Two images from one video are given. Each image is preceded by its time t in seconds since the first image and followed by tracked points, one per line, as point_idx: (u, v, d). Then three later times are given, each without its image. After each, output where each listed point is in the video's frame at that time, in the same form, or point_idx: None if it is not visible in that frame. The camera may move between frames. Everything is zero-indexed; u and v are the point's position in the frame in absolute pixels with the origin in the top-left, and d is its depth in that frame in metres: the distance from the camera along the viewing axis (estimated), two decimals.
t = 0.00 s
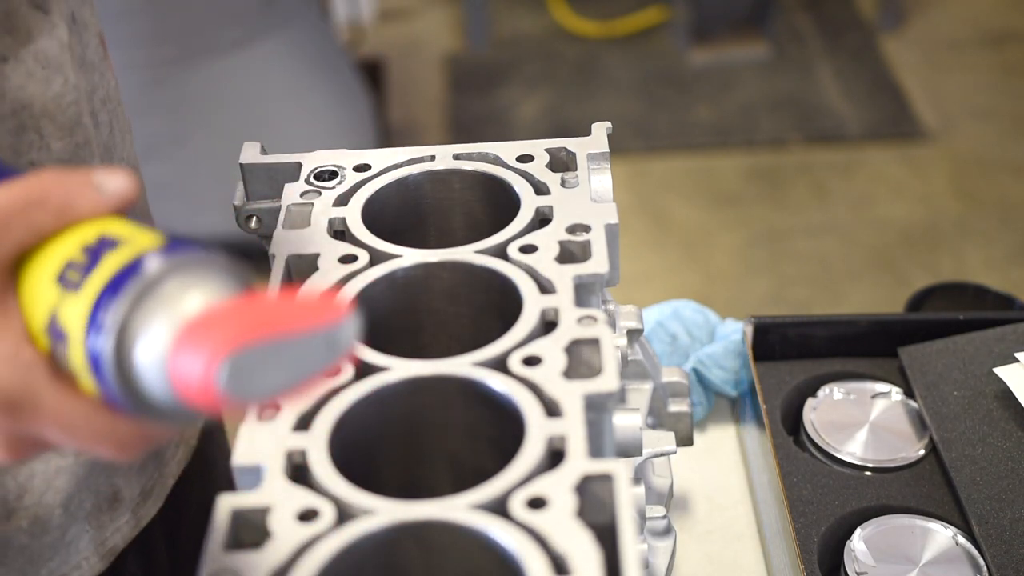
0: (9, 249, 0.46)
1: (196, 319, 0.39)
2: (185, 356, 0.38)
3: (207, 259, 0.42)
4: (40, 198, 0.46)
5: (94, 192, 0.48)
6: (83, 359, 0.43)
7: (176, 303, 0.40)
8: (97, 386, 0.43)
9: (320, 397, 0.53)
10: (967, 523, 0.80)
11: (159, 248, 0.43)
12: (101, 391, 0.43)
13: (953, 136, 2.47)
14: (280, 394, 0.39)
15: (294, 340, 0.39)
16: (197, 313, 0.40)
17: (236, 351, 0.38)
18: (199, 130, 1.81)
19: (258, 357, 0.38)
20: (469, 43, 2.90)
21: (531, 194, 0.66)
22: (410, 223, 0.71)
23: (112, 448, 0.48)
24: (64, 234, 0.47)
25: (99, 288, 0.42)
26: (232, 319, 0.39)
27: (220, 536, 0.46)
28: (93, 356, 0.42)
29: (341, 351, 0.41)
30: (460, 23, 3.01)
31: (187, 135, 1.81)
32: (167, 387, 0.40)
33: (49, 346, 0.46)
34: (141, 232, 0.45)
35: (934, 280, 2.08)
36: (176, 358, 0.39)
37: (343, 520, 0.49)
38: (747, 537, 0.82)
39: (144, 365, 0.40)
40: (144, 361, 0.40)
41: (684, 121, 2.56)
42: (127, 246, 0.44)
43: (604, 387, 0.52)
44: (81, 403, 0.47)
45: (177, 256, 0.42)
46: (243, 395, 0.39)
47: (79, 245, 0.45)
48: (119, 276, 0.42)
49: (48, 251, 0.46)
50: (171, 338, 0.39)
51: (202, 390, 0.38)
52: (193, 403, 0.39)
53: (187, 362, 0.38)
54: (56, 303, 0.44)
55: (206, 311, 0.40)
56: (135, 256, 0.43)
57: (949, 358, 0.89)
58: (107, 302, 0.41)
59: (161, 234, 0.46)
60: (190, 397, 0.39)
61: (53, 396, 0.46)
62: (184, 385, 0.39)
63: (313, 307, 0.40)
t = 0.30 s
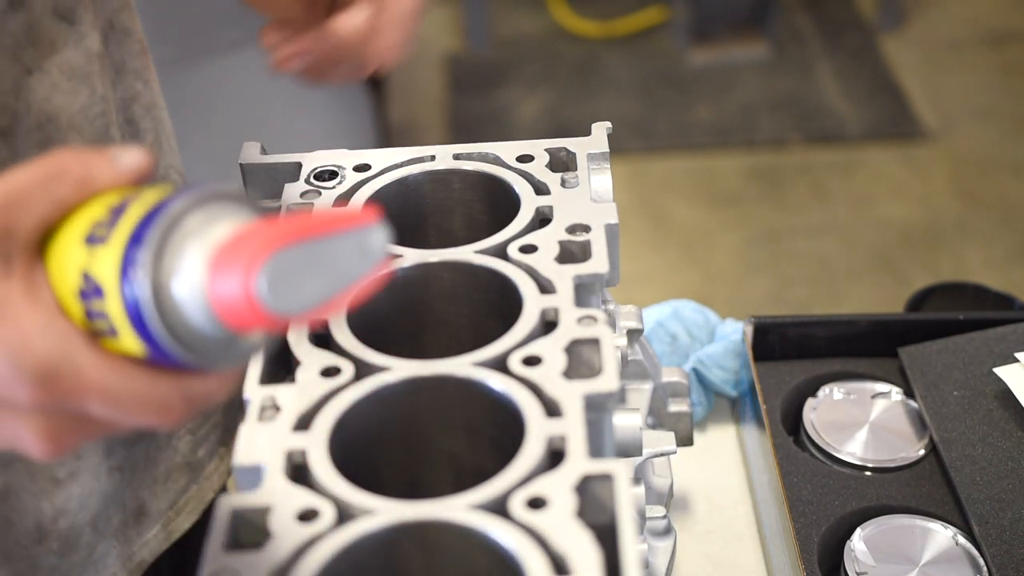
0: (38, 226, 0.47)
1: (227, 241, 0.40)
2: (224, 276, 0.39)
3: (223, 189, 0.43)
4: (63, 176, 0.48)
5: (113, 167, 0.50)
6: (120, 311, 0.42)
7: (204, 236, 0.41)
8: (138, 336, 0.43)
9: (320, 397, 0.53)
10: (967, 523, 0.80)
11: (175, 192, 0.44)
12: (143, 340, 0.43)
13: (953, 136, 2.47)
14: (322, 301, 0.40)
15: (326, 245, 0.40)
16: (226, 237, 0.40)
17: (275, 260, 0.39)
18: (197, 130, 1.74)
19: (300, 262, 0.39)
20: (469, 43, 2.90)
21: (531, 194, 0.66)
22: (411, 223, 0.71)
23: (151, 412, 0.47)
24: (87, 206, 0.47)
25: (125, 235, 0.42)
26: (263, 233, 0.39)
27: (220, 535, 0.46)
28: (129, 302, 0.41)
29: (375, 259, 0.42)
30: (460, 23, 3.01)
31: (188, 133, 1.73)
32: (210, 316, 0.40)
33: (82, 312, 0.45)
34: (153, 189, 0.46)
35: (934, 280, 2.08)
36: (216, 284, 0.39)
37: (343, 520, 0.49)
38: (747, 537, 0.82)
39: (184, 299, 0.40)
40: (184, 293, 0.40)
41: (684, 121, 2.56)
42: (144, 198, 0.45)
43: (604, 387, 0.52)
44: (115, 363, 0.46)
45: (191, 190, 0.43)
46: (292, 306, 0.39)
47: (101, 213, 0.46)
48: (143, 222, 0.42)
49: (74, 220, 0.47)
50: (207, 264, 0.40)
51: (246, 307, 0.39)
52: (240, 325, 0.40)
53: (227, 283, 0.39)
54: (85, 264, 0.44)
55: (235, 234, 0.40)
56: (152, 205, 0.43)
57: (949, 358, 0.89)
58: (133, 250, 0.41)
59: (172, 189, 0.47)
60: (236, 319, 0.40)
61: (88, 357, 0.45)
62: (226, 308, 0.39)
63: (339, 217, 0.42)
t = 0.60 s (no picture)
0: (57, 237, 0.45)
1: (259, 256, 0.40)
2: (258, 287, 0.38)
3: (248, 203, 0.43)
4: (85, 187, 0.47)
5: (133, 176, 0.48)
6: (146, 323, 0.42)
7: (236, 251, 0.41)
8: (166, 348, 0.42)
9: (320, 397, 0.53)
10: (967, 523, 0.80)
11: (200, 206, 0.44)
12: (171, 352, 0.42)
13: (953, 136, 2.46)
14: (353, 314, 0.40)
15: (359, 258, 0.40)
16: (256, 253, 0.40)
17: (308, 272, 0.38)
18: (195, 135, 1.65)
19: (333, 275, 0.39)
20: (469, 43, 2.90)
21: (531, 194, 0.66)
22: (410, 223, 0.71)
23: (172, 422, 0.46)
24: (108, 217, 0.46)
25: (152, 245, 0.42)
26: (297, 246, 0.39)
27: (221, 535, 0.46)
28: (157, 315, 0.41)
29: (408, 271, 0.42)
30: (460, 23, 3.01)
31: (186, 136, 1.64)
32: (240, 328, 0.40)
33: (104, 322, 0.44)
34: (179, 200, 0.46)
35: (934, 280, 2.08)
36: (248, 296, 0.39)
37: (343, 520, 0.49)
38: (747, 537, 0.82)
39: (215, 310, 0.40)
40: (215, 304, 0.40)
41: (684, 121, 2.56)
42: (170, 210, 0.44)
43: (604, 387, 0.52)
44: (139, 373, 0.44)
45: (217, 206, 0.43)
46: (325, 318, 0.39)
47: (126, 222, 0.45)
48: (171, 234, 0.42)
49: (96, 230, 0.45)
50: (239, 278, 0.40)
51: (278, 319, 0.38)
52: (273, 338, 0.39)
53: (260, 295, 0.38)
54: (110, 274, 0.43)
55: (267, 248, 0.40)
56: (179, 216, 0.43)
57: (949, 358, 0.89)
58: (162, 261, 0.41)
59: (198, 201, 0.46)
60: (268, 332, 0.39)
61: (111, 368, 0.44)
62: (258, 320, 0.39)
63: (370, 231, 0.41)
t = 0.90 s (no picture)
0: (52, 230, 0.45)
1: (261, 232, 0.40)
2: (265, 262, 0.39)
3: (242, 184, 0.44)
4: (79, 178, 0.46)
5: (127, 167, 0.48)
6: (151, 311, 0.41)
7: (238, 229, 0.41)
8: (172, 332, 0.41)
9: (320, 397, 0.53)
10: (967, 523, 0.80)
11: (197, 189, 0.44)
12: (177, 336, 0.41)
13: (952, 137, 2.46)
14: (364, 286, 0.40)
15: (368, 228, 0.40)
16: (256, 231, 0.41)
17: (316, 242, 0.38)
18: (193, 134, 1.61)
19: (341, 245, 0.39)
20: (469, 43, 2.89)
21: (531, 194, 0.66)
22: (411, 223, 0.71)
23: (178, 410, 0.46)
24: (105, 209, 0.46)
25: (154, 229, 0.42)
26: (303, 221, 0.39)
27: (220, 535, 0.46)
28: (161, 299, 0.41)
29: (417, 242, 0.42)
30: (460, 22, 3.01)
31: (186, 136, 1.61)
32: (247, 305, 0.40)
33: (105, 312, 0.44)
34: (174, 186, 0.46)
35: (934, 280, 2.08)
36: (256, 272, 0.39)
37: (343, 520, 0.49)
38: (747, 536, 0.82)
39: (223, 289, 0.40)
40: (224, 283, 0.40)
41: (684, 121, 2.56)
42: (167, 196, 0.44)
43: (604, 387, 0.52)
44: (142, 360, 0.44)
45: (215, 188, 0.43)
46: (335, 290, 0.39)
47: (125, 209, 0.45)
48: (173, 216, 0.42)
49: (94, 221, 0.45)
50: (245, 253, 0.40)
51: (287, 292, 0.38)
52: (281, 312, 0.39)
53: (267, 269, 0.39)
54: (111, 261, 0.43)
55: (272, 225, 0.40)
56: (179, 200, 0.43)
57: (949, 357, 0.89)
58: (165, 244, 0.41)
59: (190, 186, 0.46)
60: (277, 306, 0.39)
61: (114, 357, 0.44)
62: (267, 296, 0.39)
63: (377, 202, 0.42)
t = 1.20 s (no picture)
0: (22, 237, 0.45)
1: (229, 238, 0.40)
2: (232, 270, 0.39)
3: (209, 188, 0.44)
4: (49, 187, 0.46)
5: (95, 178, 0.48)
6: (118, 321, 0.41)
7: (204, 236, 0.41)
8: (139, 341, 0.41)
9: (320, 397, 0.53)
10: (967, 523, 0.80)
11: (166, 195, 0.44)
12: (145, 344, 0.41)
13: (952, 136, 2.46)
14: (330, 292, 0.40)
15: (335, 235, 0.40)
16: (224, 235, 0.41)
17: (280, 250, 0.39)
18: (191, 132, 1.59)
19: (308, 252, 0.39)
20: (469, 43, 2.89)
21: (531, 194, 0.66)
22: (411, 224, 0.71)
23: (148, 422, 0.46)
24: (74, 219, 0.46)
25: (120, 237, 0.42)
26: (268, 229, 0.40)
27: (221, 535, 0.46)
28: (129, 308, 0.40)
29: (382, 248, 0.42)
30: (460, 23, 3.01)
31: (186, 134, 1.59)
32: (214, 314, 0.40)
33: (74, 322, 0.43)
34: (141, 195, 0.46)
35: (934, 280, 2.08)
36: (222, 279, 0.39)
37: (344, 520, 0.48)
38: (747, 537, 0.82)
39: (188, 298, 0.40)
40: (189, 291, 0.40)
41: (685, 121, 2.56)
42: (133, 205, 0.44)
43: (604, 387, 0.52)
44: (108, 373, 0.44)
45: (181, 194, 0.43)
46: (301, 296, 0.39)
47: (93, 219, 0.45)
48: (139, 224, 0.42)
49: (62, 231, 0.45)
50: (210, 261, 0.40)
51: (252, 299, 0.39)
52: (247, 320, 0.40)
53: (233, 277, 0.39)
54: (77, 271, 0.43)
55: (239, 232, 0.40)
56: (145, 209, 0.43)
57: (949, 357, 0.89)
58: (130, 252, 0.41)
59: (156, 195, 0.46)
60: (242, 314, 0.39)
61: (81, 367, 0.44)
62: (231, 304, 0.39)
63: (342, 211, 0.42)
